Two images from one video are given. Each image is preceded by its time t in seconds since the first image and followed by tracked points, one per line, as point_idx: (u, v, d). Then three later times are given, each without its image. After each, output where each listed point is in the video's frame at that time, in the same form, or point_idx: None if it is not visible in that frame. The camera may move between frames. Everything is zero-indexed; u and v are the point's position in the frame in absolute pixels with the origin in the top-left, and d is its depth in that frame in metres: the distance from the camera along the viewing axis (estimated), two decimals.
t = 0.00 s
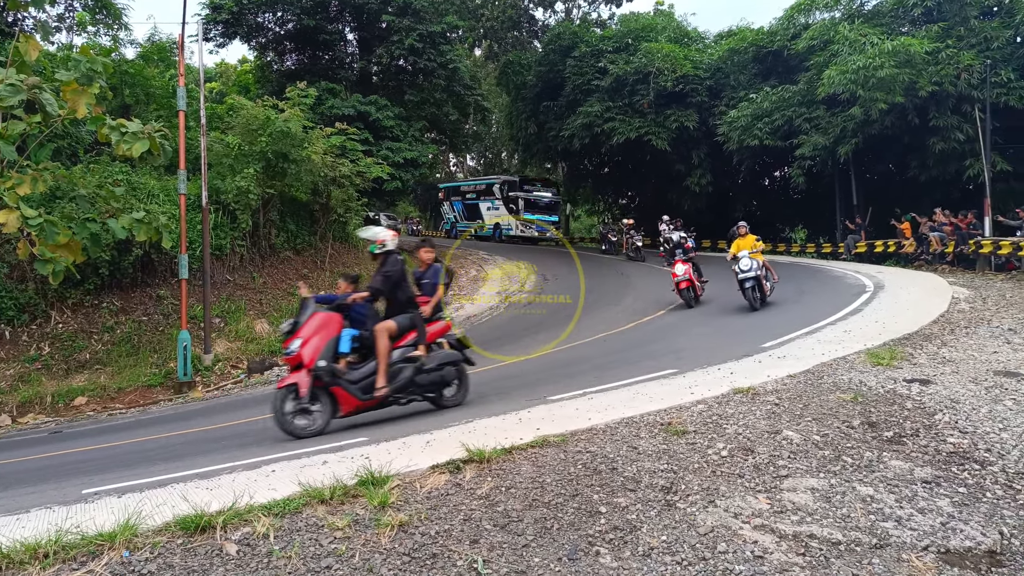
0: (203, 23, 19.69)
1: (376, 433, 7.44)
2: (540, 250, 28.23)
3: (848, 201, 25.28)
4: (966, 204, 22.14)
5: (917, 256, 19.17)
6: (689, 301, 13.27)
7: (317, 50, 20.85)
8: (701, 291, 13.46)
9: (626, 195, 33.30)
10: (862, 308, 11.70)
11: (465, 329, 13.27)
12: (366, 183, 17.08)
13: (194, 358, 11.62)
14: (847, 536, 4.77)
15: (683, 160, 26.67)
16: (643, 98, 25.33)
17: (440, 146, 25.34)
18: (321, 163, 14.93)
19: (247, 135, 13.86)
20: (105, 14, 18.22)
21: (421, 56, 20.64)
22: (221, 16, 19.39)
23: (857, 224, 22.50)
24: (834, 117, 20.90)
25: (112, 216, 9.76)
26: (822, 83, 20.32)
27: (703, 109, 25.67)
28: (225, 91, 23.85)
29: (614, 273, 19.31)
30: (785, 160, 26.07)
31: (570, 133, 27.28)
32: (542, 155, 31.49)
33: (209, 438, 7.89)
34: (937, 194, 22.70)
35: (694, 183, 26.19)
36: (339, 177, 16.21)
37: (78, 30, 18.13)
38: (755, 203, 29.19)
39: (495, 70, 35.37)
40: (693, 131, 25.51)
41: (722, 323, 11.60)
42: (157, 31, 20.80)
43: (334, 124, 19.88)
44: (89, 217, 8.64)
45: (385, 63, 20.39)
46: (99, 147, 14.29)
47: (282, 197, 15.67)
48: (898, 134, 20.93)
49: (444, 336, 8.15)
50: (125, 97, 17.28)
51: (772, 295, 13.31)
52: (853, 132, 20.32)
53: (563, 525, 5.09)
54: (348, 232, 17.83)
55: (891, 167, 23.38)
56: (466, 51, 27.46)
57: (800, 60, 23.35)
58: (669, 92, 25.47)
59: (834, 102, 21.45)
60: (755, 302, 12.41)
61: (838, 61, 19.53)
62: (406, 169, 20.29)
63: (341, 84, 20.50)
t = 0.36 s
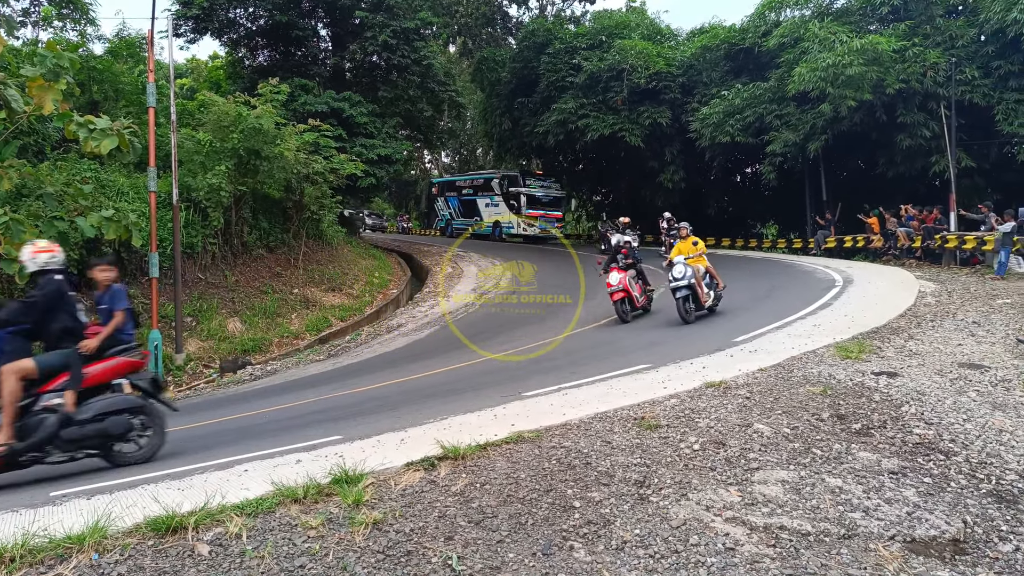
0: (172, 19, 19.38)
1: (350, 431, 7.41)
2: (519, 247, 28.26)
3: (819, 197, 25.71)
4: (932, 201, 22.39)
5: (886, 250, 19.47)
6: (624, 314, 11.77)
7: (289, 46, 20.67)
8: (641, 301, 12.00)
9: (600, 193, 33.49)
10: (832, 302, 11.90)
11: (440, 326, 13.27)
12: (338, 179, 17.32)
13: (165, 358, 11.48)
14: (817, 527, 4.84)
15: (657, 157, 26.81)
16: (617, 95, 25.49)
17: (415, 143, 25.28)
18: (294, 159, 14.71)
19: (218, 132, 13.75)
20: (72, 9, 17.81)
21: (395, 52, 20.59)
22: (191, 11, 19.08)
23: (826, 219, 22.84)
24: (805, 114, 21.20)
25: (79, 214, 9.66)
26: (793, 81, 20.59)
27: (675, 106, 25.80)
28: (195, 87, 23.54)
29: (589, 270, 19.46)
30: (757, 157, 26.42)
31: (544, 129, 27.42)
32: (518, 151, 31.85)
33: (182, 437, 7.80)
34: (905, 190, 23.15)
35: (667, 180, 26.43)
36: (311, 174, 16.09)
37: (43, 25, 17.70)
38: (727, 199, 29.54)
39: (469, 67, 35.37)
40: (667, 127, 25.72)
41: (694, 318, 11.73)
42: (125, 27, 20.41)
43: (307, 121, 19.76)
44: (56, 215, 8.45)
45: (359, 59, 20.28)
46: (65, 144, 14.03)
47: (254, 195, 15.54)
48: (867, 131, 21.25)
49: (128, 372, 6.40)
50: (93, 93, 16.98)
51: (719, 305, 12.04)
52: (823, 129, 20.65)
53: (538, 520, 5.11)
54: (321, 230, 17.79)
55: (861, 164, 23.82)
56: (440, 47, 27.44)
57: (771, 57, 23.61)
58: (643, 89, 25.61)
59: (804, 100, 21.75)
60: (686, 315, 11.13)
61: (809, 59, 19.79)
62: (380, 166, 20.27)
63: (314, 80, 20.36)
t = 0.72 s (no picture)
0: (153, 16, 19.22)
1: (332, 430, 7.39)
2: (506, 247, 28.25)
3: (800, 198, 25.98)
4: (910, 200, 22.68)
5: (863, 250, 19.68)
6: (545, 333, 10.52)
7: (272, 44, 20.56)
8: (564, 318, 10.73)
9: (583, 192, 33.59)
10: (812, 301, 12.01)
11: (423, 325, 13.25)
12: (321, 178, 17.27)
13: (144, 357, 11.39)
14: (795, 523, 4.89)
15: (639, 156, 27.03)
16: (600, 95, 25.61)
17: (399, 142, 25.26)
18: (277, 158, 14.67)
19: (200, 130, 13.69)
20: (50, 4, 17.60)
21: (378, 51, 20.58)
22: (172, 8, 18.92)
23: (807, 219, 23.09)
24: (785, 115, 21.43)
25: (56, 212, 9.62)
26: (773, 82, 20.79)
27: (658, 106, 25.99)
28: (176, 84, 23.35)
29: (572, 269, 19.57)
30: (738, 157, 26.69)
31: (528, 128, 27.66)
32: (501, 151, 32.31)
33: (161, 437, 7.73)
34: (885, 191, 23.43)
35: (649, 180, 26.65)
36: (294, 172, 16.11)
37: (21, 21, 17.48)
38: (708, 199, 29.72)
39: (453, 66, 35.41)
40: (649, 127, 25.90)
41: (676, 316, 11.81)
42: (104, 23, 20.19)
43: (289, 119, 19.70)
44: (33, 213, 8.35)
45: (342, 57, 20.24)
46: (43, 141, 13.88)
47: (235, 193, 15.45)
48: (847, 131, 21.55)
49: None
50: (72, 89, 16.81)
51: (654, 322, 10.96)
52: (803, 129, 20.89)
53: (519, 518, 5.12)
54: (303, 228, 17.78)
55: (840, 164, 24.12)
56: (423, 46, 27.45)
57: (752, 58, 23.81)
58: (626, 89, 25.74)
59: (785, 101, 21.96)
60: (603, 332, 10.14)
61: (789, 60, 19.99)
62: (363, 165, 20.27)
63: (296, 78, 20.26)
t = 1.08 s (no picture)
0: (143, 13, 19.12)
1: (323, 429, 7.37)
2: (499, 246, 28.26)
3: (790, 197, 26.09)
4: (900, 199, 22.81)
5: (853, 249, 19.77)
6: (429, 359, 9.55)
7: (262, 43, 20.47)
8: (455, 343, 9.66)
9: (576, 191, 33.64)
10: (801, 300, 12.06)
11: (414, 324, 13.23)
12: (312, 176, 17.21)
13: (134, 356, 11.32)
14: (784, 521, 4.91)
15: (631, 155, 27.07)
16: (592, 93, 25.65)
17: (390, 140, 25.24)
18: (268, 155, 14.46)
19: (190, 128, 13.62)
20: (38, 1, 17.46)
21: (370, 50, 20.55)
22: (162, 6, 18.81)
23: (798, 219, 23.20)
24: (776, 114, 21.52)
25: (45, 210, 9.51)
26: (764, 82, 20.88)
27: (650, 105, 26.04)
28: (166, 82, 23.23)
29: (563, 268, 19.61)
30: (729, 157, 26.81)
31: (520, 126, 27.68)
32: (493, 150, 32.38)
33: (150, 437, 7.69)
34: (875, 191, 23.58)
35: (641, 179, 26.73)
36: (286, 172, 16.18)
37: (9, 17, 17.33)
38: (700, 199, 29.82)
39: (445, 64, 35.39)
40: (641, 126, 25.95)
41: (666, 316, 11.83)
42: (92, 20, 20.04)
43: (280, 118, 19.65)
44: (21, 211, 8.28)
45: (334, 56, 20.18)
46: (31, 139, 13.79)
47: (226, 191, 15.39)
48: (837, 131, 21.66)
49: None
50: (61, 87, 16.69)
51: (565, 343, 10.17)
52: (794, 129, 20.97)
53: (510, 517, 5.13)
54: (294, 227, 17.79)
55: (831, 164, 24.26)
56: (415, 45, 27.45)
57: (743, 58, 23.87)
58: (618, 88, 25.79)
59: (776, 100, 22.07)
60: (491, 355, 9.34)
61: (780, 60, 20.06)
62: (354, 164, 20.26)
63: (288, 76, 20.12)
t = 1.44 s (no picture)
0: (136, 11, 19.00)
1: (318, 429, 7.35)
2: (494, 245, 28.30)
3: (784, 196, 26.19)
4: (893, 198, 22.90)
5: (847, 247, 19.81)
6: (259, 392, 8.39)
7: (256, 41, 20.44)
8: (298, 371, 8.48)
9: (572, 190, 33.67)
10: (795, 299, 12.08)
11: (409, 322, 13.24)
12: (307, 175, 17.17)
13: (127, 356, 11.28)
14: (778, 519, 4.92)
15: (626, 153, 27.09)
16: (586, 91, 25.64)
17: (384, 138, 25.20)
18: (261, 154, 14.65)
19: (183, 126, 13.57)
20: None
21: (364, 48, 20.51)
22: (155, 3, 18.74)
23: (792, 217, 23.27)
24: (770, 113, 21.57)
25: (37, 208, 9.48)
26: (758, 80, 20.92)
27: (645, 103, 26.05)
28: (160, 80, 23.16)
29: (557, 267, 19.66)
30: (722, 155, 26.91)
31: (514, 125, 27.69)
32: (487, 149, 32.37)
33: (144, 437, 7.67)
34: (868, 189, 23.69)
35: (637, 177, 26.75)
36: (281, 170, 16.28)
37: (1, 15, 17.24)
38: (694, 197, 29.91)
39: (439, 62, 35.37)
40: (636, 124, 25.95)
41: (660, 314, 11.85)
42: (85, 18, 19.95)
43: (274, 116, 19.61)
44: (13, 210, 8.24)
45: (328, 54, 20.13)
46: (24, 137, 13.73)
47: (220, 190, 15.34)
48: (832, 129, 21.72)
49: None
50: (53, 85, 16.63)
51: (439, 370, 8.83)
52: (788, 127, 21.00)
53: (504, 516, 5.13)
54: (288, 226, 17.84)
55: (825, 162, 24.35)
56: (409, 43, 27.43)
57: (737, 56, 23.91)
58: (612, 86, 25.78)
59: (770, 98, 22.12)
60: (331, 387, 8.18)
61: (774, 58, 20.10)
62: (349, 162, 20.24)
63: (282, 75, 20.06)
